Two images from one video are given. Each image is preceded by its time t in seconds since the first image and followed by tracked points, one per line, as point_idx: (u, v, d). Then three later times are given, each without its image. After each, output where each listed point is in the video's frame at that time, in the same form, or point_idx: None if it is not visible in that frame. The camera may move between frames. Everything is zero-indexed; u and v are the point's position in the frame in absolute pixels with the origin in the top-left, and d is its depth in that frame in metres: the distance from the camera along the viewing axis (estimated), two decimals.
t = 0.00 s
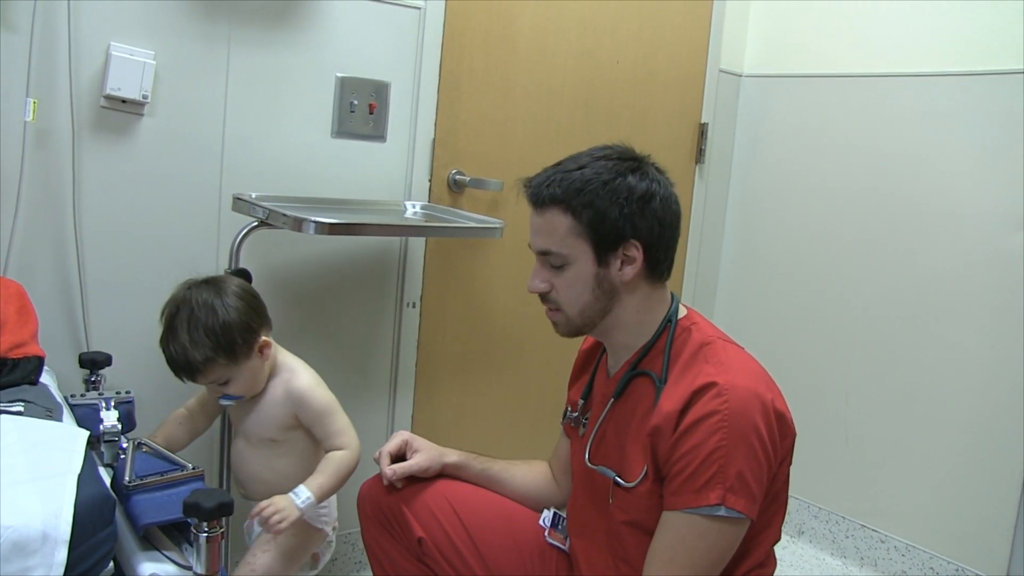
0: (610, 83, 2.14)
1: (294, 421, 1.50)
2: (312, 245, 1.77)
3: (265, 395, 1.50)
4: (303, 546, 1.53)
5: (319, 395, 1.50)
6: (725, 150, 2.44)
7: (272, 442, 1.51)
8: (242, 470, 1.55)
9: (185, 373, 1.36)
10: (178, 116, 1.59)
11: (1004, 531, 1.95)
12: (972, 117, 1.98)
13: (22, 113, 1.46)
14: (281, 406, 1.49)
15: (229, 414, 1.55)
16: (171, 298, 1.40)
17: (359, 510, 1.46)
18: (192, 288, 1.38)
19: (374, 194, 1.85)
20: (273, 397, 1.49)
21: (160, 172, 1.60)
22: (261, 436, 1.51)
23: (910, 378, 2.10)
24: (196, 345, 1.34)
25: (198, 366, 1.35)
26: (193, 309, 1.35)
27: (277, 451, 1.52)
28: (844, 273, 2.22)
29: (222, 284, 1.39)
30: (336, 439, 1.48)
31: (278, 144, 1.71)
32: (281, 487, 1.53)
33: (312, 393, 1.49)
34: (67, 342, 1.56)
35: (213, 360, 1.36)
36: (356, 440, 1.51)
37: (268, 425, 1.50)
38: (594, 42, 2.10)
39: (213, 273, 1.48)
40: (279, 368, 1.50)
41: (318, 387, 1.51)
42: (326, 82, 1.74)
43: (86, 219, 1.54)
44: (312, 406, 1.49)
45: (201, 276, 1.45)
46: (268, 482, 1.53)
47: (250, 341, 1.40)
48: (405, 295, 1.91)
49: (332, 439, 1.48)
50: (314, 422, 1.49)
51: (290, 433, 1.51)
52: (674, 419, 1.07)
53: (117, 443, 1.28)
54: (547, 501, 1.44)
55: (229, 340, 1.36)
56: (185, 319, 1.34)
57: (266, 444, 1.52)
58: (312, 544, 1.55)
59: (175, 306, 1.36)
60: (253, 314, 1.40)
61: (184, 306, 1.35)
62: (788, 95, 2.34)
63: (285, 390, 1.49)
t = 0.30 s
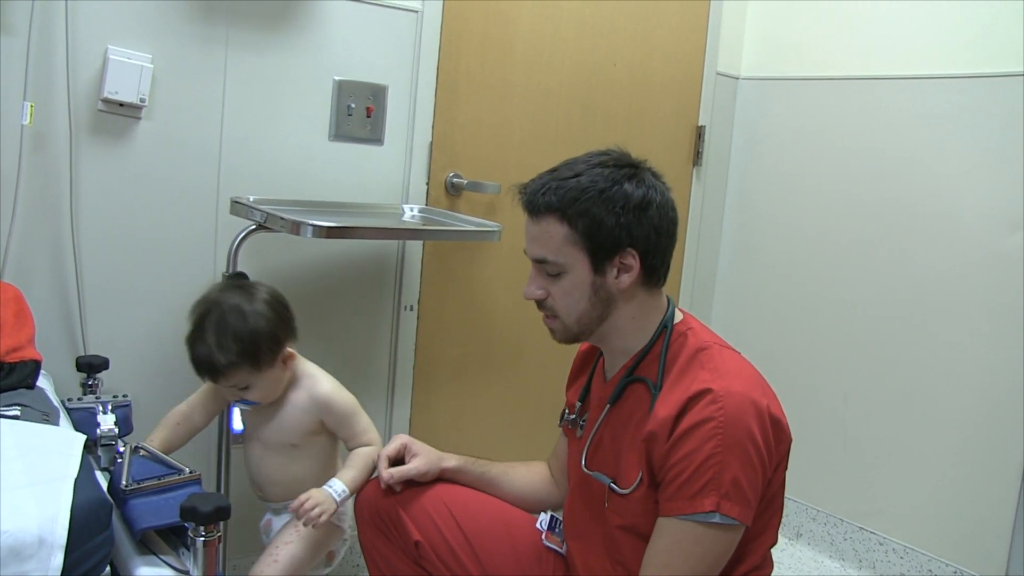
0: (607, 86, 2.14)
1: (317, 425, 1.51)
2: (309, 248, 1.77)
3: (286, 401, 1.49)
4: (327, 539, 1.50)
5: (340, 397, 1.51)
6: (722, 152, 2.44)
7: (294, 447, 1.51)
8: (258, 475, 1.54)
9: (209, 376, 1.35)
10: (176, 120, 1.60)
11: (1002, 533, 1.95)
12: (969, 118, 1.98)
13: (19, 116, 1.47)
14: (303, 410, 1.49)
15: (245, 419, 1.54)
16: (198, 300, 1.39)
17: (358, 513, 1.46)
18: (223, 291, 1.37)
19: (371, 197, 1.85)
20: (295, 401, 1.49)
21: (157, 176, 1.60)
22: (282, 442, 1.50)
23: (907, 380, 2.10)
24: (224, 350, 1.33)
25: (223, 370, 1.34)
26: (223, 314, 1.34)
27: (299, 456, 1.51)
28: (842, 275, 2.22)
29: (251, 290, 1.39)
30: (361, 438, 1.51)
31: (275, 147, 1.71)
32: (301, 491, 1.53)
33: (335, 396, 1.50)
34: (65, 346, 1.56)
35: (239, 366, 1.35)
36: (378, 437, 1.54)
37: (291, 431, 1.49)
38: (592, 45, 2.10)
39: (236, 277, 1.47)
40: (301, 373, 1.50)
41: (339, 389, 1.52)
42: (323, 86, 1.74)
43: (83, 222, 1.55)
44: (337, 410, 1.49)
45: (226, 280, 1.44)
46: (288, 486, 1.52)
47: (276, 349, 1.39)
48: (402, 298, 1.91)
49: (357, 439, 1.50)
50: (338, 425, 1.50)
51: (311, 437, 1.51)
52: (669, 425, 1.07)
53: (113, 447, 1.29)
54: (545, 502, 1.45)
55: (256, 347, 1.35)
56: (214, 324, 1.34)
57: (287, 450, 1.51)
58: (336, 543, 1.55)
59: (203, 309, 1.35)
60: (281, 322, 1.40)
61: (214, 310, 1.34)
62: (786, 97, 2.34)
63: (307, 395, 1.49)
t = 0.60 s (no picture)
0: (606, 91, 2.15)
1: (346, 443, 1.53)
2: (307, 254, 1.78)
3: (319, 420, 1.51)
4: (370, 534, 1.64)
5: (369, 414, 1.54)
6: (721, 157, 2.45)
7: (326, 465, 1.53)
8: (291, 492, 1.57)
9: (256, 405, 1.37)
10: (174, 124, 1.60)
11: (1000, 538, 1.96)
12: (967, 123, 1.99)
13: (19, 122, 1.47)
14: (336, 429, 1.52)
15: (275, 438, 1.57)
16: (238, 328, 1.38)
17: (356, 520, 1.45)
18: (270, 317, 1.38)
19: (370, 203, 1.85)
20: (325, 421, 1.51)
21: (155, 180, 1.60)
22: (314, 461, 1.52)
23: (906, 384, 2.11)
24: (274, 380, 1.35)
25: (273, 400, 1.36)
26: (272, 345, 1.35)
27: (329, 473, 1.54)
28: (839, 281, 2.23)
29: (294, 319, 1.40)
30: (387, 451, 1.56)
31: (274, 153, 1.71)
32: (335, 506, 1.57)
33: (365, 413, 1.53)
34: (63, 350, 1.57)
35: (287, 395, 1.37)
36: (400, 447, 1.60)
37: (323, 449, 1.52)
38: (590, 50, 2.10)
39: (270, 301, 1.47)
40: (332, 393, 1.51)
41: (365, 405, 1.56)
42: (322, 91, 1.74)
43: (82, 227, 1.55)
44: (366, 426, 1.53)
45: (262, 306, 1.44)
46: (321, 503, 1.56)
47: (321, 377, 1.41)
48: (401, 303, 1.91)
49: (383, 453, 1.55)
50: (366, 442, 1.54)
51: (342, 455, 1.54)
52: (668, 433, 1.07)
53: (111, 451, 1.29)
54: (543, 508, 1.45)
55: (305, 378, 1.38)
56: (263, 355, 1.35)
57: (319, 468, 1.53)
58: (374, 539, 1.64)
59: (248, 339, 1.36)
60: (324, 350, 1.42)
61: (262, 341, 1.35)
62: (784, 103, 2.34)
63: (340, 414, 1.52)
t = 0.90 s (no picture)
0: (607, 89, 2.15)
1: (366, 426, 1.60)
2: (307, 252, 1.78)
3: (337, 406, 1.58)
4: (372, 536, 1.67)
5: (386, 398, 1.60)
6: (721, 155, 2.45)
7: (343, 449, 1.59)
8: (307, 479, 1.62)
9: (275, 391, 1.44)
10: (174, 122, 1.60)
11: (1000, 536, 1.96)
12: (967, 121, 1.99)
13: (18, 119, 1.47)
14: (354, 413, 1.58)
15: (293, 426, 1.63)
16: (256, 319, 1.47)
17: (358, 517, 1.45)
18: (287, 308, 1.47)
19: (371, 200, 1.85)
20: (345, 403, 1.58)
21: (155, 178, 1.60)
22: (333, 446, 1.59)
23: (906, 383, 2.11)
24: (292, 366, 1.43)
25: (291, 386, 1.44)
26: (288, 332, 1.43)
27: (345, 458, 1.60)
28: (840, 278, 2.23)
29: (308, 308, 1.48)
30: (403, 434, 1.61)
31: (274, 151, 1.71)
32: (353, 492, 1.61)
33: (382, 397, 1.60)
34: (64, 348, 1.57)
35: (305, 381, 1.45)
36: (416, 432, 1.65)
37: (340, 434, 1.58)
38: (591, 48, 2.10)
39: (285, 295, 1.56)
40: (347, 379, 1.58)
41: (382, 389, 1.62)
42: (323, 88, 1.74)
43: (82, 225, 1.55)
44: (382, 411, 1.59)
45: (277, 299, 1.52)
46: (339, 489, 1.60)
47: (337, 364, 1.49)
48: (401, 301, 1.91)
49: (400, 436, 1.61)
50: (383, 424, 1.59)
51: (359, 439, 1.60)
52: (671, 432, 1.07)
53: (112, 449, 1.28)
54: (545, 506, 1.45)
55: (322, 364, 1.46)
56: (281, 342, 1.43)
57: (337, 453, 1.59)
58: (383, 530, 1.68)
59: (267, 329, 1.44)
60: (338, 337, 1.50)
61: (279, 329, 1.43)
62: (784, 101, 2.34)
63: (356, 399, 1.58)
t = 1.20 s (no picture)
0: (605, 89, 2.14)
1: (370, 408, 1.64)
2: (306, 255, 1.78)
3: (336, 394, 1.61)
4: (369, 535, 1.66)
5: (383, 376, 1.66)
6: (720, 155, 2.45)
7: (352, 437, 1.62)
8: (313, 476, 1.61)
9: (271, 389, 1.46)
10: (172, 125, 1.59)
11: (1001, 535, 1.96)
12: (966, 121, 1.99)
13: (16, 123, 1.47)
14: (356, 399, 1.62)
15: (290, 425, 1.63)
16: (243, 322, 1.50)
17: (359, 520, 1.45)
18: (272, 307, 1.50)
19: (370, 202, 1.84)
20: (347, 387, 1.62)
21: (154, 181, 1.60)
22: (340, 436, 1.61)
23: (906, 382, 2.11)
24: (285, 363, 1.45)
25: (287, 382, 1.46)
26: (277, 330, 1.46)
27: (353, 446, 1.63)
28: (839, 278, 2.23)
29: (293, 305, 1.51)
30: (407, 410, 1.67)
31: (272, 153, 1.71)
32: (360, 480, 1.65)
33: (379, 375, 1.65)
34: (62, 352, 1.56)
35: (300, 375, 1.47)
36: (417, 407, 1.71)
37: (346, 422, 1.61)
38: (589, 49, 2.10)
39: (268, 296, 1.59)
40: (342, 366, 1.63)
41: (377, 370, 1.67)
42: (322, 90, 1.74)
43: (80, 229, 1.54)
44: (383, 389, 1.64)
45: (260, 300, 1.55)
46: (347, 479, 1.63)
47: (328, 355, 1.52)
48: (401, 303, 1.91)
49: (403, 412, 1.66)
50: (387, 403, 1.65)
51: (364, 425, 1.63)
52: (672, 433, 1.07)
53: (111, 453, 1.29)
54: (548, 508, 1.45)
55: (314, 356, 1.48)
56: (272, 340, 1.45)
57: (345, 442, 1.62)
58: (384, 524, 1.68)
59: (255, 328, 1.47)
60: (326, 330, 1.53)
61: (268, 328, 1.46)
62: (783, 101, 2.34)
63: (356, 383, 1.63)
